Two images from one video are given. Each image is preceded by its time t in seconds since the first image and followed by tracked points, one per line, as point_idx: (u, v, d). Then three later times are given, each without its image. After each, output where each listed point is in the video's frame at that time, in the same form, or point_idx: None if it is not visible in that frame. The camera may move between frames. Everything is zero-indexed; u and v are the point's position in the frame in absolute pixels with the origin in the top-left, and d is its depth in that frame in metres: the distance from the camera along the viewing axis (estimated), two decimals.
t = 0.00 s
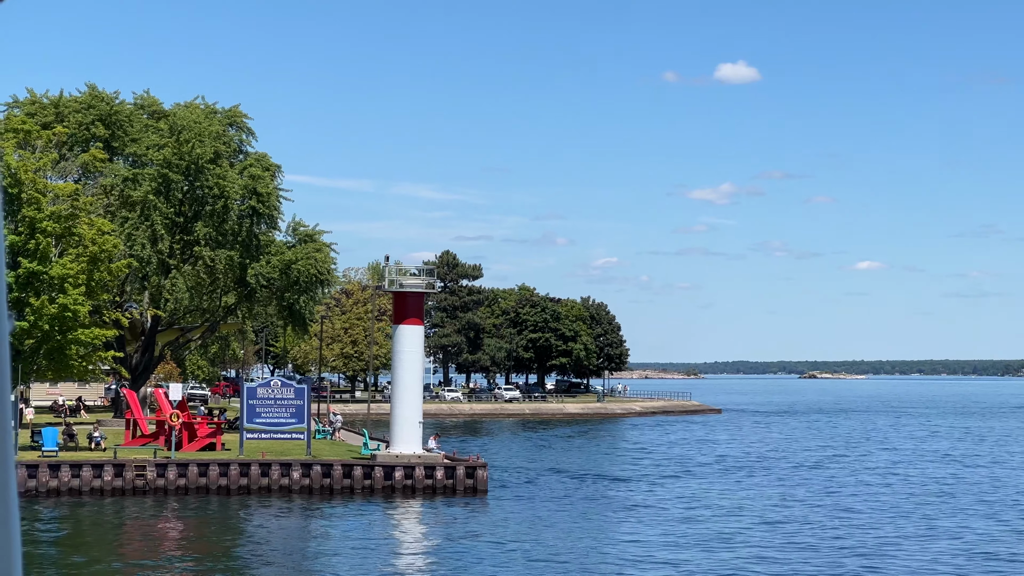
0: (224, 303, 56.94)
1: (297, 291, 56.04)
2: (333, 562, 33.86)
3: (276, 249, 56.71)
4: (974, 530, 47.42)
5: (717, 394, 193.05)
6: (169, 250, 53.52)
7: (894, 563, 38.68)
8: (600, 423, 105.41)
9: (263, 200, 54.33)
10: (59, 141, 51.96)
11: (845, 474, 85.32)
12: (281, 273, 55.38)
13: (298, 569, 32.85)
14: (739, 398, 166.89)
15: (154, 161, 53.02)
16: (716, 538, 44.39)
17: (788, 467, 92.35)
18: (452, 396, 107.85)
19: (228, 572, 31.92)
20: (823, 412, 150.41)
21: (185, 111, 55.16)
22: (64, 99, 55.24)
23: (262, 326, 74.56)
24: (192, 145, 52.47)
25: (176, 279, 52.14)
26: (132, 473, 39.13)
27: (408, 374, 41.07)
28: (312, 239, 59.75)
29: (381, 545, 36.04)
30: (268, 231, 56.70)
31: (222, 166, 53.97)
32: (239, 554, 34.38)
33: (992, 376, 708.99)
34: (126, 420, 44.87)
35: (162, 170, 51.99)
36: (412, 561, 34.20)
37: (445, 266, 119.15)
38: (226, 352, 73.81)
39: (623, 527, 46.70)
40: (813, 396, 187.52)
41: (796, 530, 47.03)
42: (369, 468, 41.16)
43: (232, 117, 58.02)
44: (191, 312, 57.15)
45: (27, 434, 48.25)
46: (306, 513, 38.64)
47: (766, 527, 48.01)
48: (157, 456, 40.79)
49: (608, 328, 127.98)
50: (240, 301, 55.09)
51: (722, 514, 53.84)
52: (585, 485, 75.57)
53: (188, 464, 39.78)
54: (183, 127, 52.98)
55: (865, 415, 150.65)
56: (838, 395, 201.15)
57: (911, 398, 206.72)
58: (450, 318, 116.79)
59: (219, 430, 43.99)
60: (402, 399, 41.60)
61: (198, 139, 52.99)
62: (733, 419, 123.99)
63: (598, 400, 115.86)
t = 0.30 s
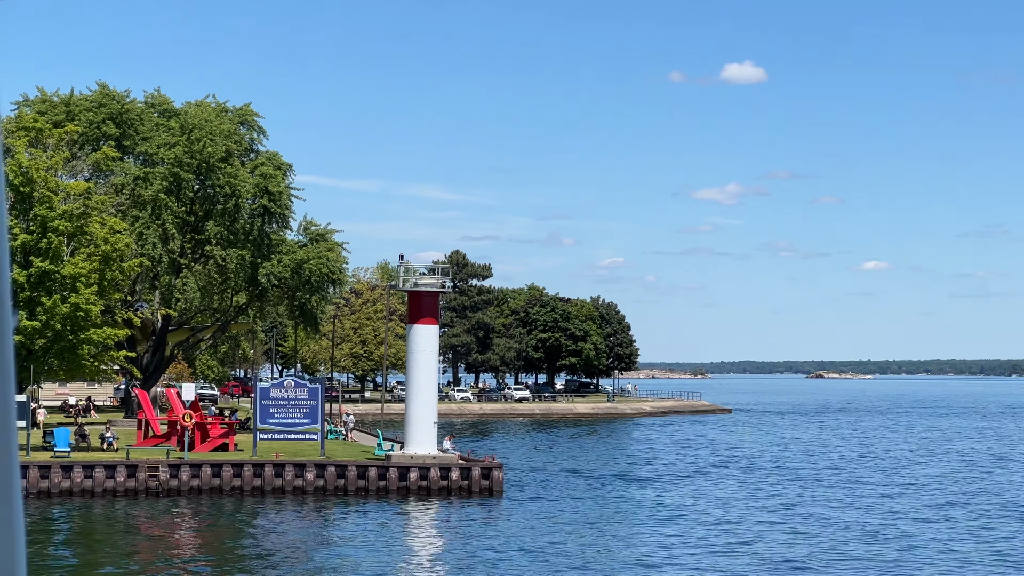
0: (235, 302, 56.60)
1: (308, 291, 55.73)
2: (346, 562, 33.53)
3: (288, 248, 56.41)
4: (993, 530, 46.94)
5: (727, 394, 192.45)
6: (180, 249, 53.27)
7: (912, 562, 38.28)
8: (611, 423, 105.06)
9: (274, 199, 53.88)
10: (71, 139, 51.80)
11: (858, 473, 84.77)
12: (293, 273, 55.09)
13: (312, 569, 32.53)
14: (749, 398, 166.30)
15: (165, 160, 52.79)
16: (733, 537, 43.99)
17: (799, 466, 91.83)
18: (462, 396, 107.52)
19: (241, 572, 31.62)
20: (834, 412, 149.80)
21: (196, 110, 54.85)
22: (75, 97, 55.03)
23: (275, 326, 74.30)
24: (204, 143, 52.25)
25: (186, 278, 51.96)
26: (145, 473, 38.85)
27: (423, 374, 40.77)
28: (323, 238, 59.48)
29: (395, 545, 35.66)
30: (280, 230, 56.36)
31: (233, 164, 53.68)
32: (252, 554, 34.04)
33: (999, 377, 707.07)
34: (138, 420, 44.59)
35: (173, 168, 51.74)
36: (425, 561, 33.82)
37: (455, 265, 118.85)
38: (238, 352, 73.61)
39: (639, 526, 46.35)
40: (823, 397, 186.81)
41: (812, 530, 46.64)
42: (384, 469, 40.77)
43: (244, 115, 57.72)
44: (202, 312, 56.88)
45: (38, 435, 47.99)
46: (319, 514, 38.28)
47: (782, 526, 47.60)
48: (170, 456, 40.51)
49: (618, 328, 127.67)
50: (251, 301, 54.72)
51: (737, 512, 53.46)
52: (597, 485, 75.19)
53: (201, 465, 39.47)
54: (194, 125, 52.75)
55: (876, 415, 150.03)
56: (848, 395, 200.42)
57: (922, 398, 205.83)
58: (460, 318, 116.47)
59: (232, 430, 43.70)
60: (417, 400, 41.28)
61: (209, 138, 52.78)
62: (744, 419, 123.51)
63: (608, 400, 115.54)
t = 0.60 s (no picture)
0: (247, 303, 56.24)
1: (320, 291, 55.44)
2: (361, 564, 33.19)
3: (300, 248, 56.06)
4: (1012, 531, 46.52)
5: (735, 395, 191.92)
6: (192, 249, 52.95)
7: (932, 563, 37.89)
8: (621, 424, 104.67)
9: (286, 199, 53.55)
10: (82, 139, 51.52)
11: (871, 474, 84.28)
12: (305, 273, 54.75)
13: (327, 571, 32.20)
14: (758, 399, 165.79)
15: (176, 159, 52.45)
16: (750, 538, 43.60)
17: (811, 467, 91.36)
18: (472, 397, 107.18)
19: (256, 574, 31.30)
20: (844, 413, 149.30)
21: (207, 109, 54.51)
22: (85, 97, 54.66)
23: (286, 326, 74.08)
24: (216, 143, 51.94)
25: (198, 279, 52.08)
26: (158, 476, 38.53)
27: (438, 375, 40.41)
28: (335, 238, 59.16)
29: (410, 547, 35.32)
30: (291, 230, 55.98)
31: (245, 164, 53.35)
32: (266, 557, 33.70)
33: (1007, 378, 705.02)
34: (151, 422, 44.28)
35: (185, 168, 51.41)
36: (441, 563, 33.48)
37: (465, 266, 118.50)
38: (249, 351, 73.40)
39: (655, 527, 45.97)
40: (832, 397, 186.23)
41: (830, 530, 46.24)
42: (399, 471, 40.43)
43: (255, 115, 57.40)
44: (213, 313, 56.55)
45: (50, 436, 47.67)
46: (334, 516, 37.91)
47: (799, 527, 47.20)
48: (183, 458, 40.20)
49: (628, 329, 127.41)
50: (263, 302, 54.34)
51: (753, 512, 53.08)
52: (609, 486, 74.81)
53: (215, 467, 39.13)
54: (205, 125, 52.43)
55: (886, 416, 149.48)
56: (856, 396, 199.90)
57: (931, 398, 205.20)
58: (470, 318, 116.01)
59: (245, 431, 43.38)
60: (432, 401, 40.89)
61: (221, 138, 52.46)
62: (754, 420, 123.05)
63: (619, 401, 115.17)
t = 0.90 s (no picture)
0: (257, 306, 55.84)
1: (331, 294, 55.06)
2: (375, 568, 32.80)
3: (311, 250, 55.66)
4: None
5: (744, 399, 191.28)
6: (202, 252, 52.59)
7: (953, 567, 37.44)
8: (631, 427, 104.23)
9: (298, 200, 53.08)
10: (92, 141, 51.24)
11: (883, 477, 83.79)
12: (315, 275, 54.32)
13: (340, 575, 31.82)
14: (767, 402, 165.26)
15: (186, 161, 52.13)
16: (767, 542, 43.17)
17: (823, 470, 90.86)
18: (481, 400, 106.79)
19: None
20: (853, 416, 148.71)
21: (218, 111, 54.21)
22: (95, 99, 54.49)
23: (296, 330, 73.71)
24: (226, 144, 51.66)
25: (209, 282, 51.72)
26: (170, 480, 38.16)
27: (452, 378, 40.01)
28: (346, 241, 58.80)
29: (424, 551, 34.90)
30: (303, 233, 55.58)
31: (256, 165, 53.03)
32: (279, 561, 33.31)
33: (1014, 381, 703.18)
34: (162, 426, 43.89)
35: (195, 170, 51.08)
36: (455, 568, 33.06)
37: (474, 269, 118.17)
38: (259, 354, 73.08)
39: (670, 530, 45.54)
40: (840, 401, 185.58)
41: (847, 533, 45.78)
42: (414, 475, 40.00)
43: (266, 116, 57.09)
44: (223, 316, 56.18)
45: (60, 440, 47.33)
46: (347, 521, 37.49)
47: (815, 530, 46.74)
48: (195, 462, 39.83)
49: (637, 332, 127.21)
50: (274, 304, 53.93)
51: (768, 515, 52.61)
52: (620, 489, 74.31)
53: (227, 472, 38.75)
54: (215, 126, 52.14)
55: (896, 419, 148.88)
56: (865, 398, 199.28)
57: (939, 402, 204.44)
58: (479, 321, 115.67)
59: (257, 435, 43.01)
60: (446, 405, 40.49)
61: (231, 140, 52.19)
62: (764, 423, 122.59)
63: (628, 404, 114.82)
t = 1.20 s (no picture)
0: (267, 310, 55.47)
1: (341, 298, 54.64)
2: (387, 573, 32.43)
3: (321, 254, 55.27)
4: None
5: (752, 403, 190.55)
6: (211, 256, 52.26)
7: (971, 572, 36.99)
8: (639, 431, 103.71)
9: (307, 204, 52.74)
10: (101, 144, 50.91)
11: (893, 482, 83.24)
12: (325, 279, 53.91)
13: None
14: (775, 406, 164.59)
15: (195, 164, 51.78)
16: (783, 547, 42.72)
17: (832, 475, 90.32)
18: (488, 405, 106.38)
19: None
20: (862, 420, 148.00)
21: (227, 114, 53.90)
22: (103, 102, 54.28)
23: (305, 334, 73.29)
24: (235, 147, 51.39)
25: (218, 286, 51.40)
26: (180, 485, 37.81)
27: (465, 382, 39.64)
28: (356, 244, 58.42)
29: (436, 556, 34.50)
30: (312, 237, 55.17)
31: (265, 168, 52.73)
32: (289, 567, 32.92)
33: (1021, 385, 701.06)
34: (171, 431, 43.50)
35: (204, 173, 50.72)
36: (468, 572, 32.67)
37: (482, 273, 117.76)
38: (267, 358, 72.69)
39: (684, 535, 45.11)
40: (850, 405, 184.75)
41: (863, 539, 45.26)
42: (426, 480, 39.64)
43: (275, 119, 56.75)
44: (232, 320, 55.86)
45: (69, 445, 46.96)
46: (359, 526, 37.10)
47: (831, 535, 46.25)
48: (206, 467, 39.48)
49: (645, 336, 126.75)
50: (283, 308, 53.57)
51: (783, 520, 52.09)
52: (630, 494, 73.85)
53: (238, 477, 38.40)
54: (224, 129, 51.85)
55: (905, 424, 148.09)
56: (874, 403, 198.47)
57: (949, 406, 203.35)
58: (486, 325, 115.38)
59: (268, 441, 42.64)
60: (459, 409, 40.09)
61: (240, 142, 51.91)
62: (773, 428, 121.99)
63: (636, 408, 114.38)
